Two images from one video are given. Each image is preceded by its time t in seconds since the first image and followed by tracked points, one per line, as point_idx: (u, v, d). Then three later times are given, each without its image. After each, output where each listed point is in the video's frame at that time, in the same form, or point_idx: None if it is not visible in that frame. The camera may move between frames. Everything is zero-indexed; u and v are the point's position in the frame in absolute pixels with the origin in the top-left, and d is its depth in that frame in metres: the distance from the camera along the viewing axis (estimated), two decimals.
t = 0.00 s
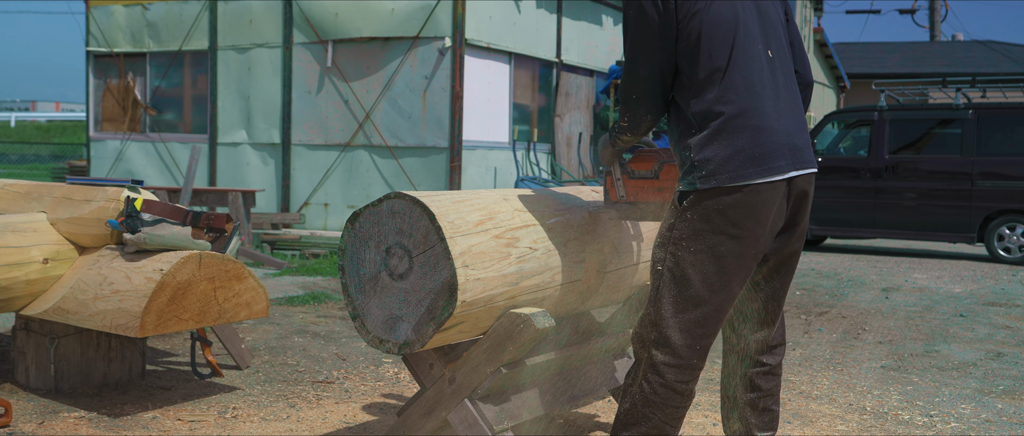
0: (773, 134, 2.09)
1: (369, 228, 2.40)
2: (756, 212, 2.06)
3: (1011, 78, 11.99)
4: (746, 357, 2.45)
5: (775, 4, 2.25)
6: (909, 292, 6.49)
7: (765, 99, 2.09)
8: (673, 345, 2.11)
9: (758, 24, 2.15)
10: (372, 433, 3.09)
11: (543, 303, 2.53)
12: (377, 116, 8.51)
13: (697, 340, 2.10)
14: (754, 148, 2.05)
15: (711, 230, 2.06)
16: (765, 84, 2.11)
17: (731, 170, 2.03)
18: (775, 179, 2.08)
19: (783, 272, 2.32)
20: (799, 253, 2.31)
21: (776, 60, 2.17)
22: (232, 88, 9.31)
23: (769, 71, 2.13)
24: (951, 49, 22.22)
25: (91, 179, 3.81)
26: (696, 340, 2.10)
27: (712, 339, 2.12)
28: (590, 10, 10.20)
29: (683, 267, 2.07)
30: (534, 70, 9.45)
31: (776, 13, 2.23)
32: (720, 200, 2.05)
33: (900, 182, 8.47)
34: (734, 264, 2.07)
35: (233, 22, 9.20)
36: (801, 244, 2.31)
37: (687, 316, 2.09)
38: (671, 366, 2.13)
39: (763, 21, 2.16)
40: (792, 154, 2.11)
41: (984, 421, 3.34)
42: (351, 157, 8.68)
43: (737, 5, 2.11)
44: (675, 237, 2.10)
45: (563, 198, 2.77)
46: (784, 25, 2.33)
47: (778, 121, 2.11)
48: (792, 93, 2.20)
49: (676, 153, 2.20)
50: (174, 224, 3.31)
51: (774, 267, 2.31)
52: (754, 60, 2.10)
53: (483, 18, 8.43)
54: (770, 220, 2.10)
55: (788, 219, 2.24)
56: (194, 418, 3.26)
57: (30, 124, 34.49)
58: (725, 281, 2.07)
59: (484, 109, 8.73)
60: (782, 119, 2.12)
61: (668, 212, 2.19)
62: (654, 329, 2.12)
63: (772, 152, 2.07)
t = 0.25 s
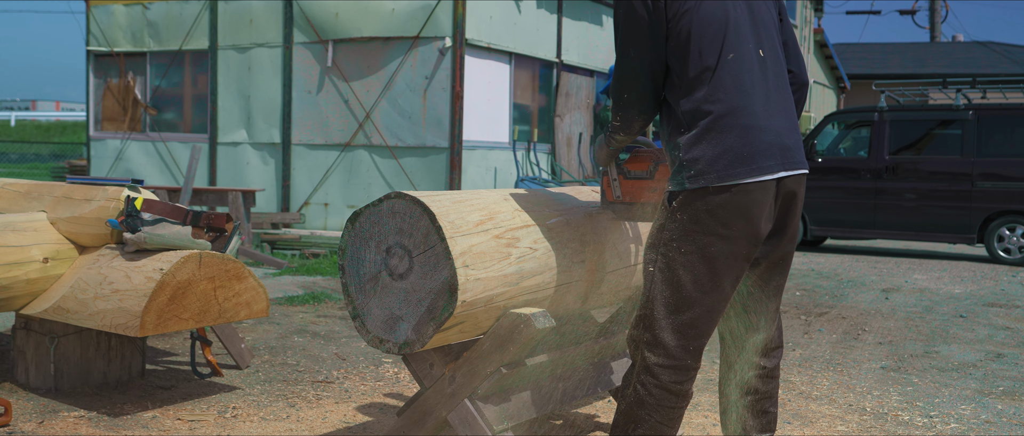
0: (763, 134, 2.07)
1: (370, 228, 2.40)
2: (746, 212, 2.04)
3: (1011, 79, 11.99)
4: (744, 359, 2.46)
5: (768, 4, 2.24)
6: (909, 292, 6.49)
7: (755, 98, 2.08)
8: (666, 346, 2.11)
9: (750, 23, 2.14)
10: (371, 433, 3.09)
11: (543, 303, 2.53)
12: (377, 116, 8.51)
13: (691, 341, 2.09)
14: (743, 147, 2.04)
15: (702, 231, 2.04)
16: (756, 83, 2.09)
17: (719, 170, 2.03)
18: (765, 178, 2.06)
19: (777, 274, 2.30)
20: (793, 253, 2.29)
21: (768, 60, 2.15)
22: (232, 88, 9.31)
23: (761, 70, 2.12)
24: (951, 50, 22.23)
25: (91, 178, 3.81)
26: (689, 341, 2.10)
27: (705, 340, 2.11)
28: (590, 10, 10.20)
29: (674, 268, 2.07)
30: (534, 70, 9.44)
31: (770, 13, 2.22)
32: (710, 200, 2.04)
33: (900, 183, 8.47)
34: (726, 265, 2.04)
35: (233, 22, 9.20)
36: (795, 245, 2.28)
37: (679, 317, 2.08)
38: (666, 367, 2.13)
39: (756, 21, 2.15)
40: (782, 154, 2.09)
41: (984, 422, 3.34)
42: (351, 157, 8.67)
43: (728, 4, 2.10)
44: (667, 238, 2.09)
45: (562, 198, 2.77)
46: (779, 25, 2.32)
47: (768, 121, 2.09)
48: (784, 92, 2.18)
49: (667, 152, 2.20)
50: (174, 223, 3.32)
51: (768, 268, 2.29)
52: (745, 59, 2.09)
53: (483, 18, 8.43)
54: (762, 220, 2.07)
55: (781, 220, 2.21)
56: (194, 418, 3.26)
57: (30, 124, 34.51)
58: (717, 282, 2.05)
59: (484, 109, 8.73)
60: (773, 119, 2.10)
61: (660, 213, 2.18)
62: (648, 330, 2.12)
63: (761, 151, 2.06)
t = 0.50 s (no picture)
0: (745, 133, 2.06)
1: (370, 228, 2.40)
2: (729, 213, 2.03)
3: (1011, 79, 11.99)
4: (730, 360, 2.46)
5: (758, 4, 2.23)
6: (909, 293, 6.49)
7: (738, 97, 2.07)
8: (656, 348, 2.11)
9: (737, 23, 2.13)
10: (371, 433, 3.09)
11: (543, 303, 2.53)
12: (377, 116, 8.51)
13: (680, 342, 2.11)
14: (723, 146, 2.04)
15: (686, 233, 2.04)
16: (740, 82, 2.08)
17: (701, 170, 2.02)
18: (747, 179, 2.04)
19: (762, 273, 2.28)
20: (780, 251, 2.27)
21: (754, 59, 2.14)
22: (232, 87, 9.31)
23: (746, 70, 2.11)
24: (951, 50, 22.23)
25: (92, 178, 3.82)
26: (678, 342, 2.11)
27: (694, 340, 2.12)
28: (590, 10, 10.21)
29: (660, 271, 2.06)
30: (534, 70, 9.44)
31: (759, 13, 2.21)
32: (692, 201, 2.03)
33: (901, 183, 8.47)
34: (710, 266, 2.05)
35: (233, 22, 9.20)
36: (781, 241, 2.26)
37: (666, 320, 2.08)
38: (657, 369, 2.13)
39: (743, 20, 2.14)
40: (765, 154, 2.08)
41: (984, 423, 3.34)
42: (351, 157, 8.67)
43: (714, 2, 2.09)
44: (652, 240, 2.09)
45: (562, 198, 2.76)
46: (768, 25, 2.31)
47: (751, 120, 2.08)
48: (770, 92, 2.16)
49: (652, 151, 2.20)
50: (174, 223, 3.31)
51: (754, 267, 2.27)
52: (729, 58, 2.08)
53: (483, 18, 8.43)
54: (746, 219, 2.06)
55: (767, 218, 2.20)
56: (194, 418, 3.26)
57: (30, 123, 34.51)
58: (701, 283, 2.05)
59: (484, 109, 8.73)
60: (757, 118, 2.09)
61: (646, 213, 2.18)
62: (636, 333, 2.13)
63: (743, 151, 2.04)
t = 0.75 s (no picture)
0: (733, 128, 2.06)
1: (370, 229, 2.40)
2: (720, 207, 2.02)
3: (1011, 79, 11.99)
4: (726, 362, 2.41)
5: (747, 4, 2.23)
6: (909, 293, 6.49)
7: (725, 93, 2.07)
8: (651, 345, 2.09)
9: (724, 20, 2.13)
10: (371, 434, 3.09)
11: (543, 303, 2.53)
12: (378, 117, 8.51)
13: (674, 338, 2.08)
14: (712, 141, 2.03)
15: (677, 228, 2.03)
16: (727, 78, 2.09)
17: (689, 164, 2.02)
18: (736, 172, 2.03)
19: (755, 270, 2.25)
20: (773, 248, 2.25)
21: (742, 56, 2.14)
22: (232, 88, 9.31)
23: (733, 66, 2.11)
24: (951, 50, 22.23)
25: (92, 179, 3.82)
26: (673, 338, 2.08)
27: (689, 337, 2.09)
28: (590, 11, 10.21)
29: (652, 266, 2.06)
30: (534, 70, 9.44)
31: (748, 12, 2.22)
32: (682, 196, 2.03)
33: (901, 183, 8.47)
34: (702, 261, 2.03)
35: (233, 22, 9.20)
36: (773, 239, 2.24)
37: (660, 316, 2.06)
38: (652, 366, 2.10)
39: (731, 18, 2.15)
40: (754, 148, 2.08)
41: (985, 423, 3.34)
42: (352, 157, 8.67)
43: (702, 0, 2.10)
44: (644, 237, 2.09)
45: (562, 199, 2.76)
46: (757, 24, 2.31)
47: (739, 116, 2.08)
48: (758, 89, 2.16)
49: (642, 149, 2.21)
50: (174, 223, 3.32)
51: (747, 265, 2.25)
52: (716, 55, 2.08)
53: (484, 18, 8.43)
54: (737, 214, 2.05)
55: (758, 215, 2.19)
56: (194, 418, 3.26)
57: (30, 123, 34.51)
58: (694, 278, 2.04)
59: (484, 109, 8.72)
60: (745, 114, 2.09)
61: (638, 212, 2.18)
62: (630, 331, 2.11)
63: (731, 145, 2.04)
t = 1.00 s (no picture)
0: (718, 122, 2.06)
1: (370, 229, 2.40)
2: (707, 199, 2.03)
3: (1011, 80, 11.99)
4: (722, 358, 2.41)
5: (732, 3, 2.24)
6: (909, 293, 6.49)
7: (710, 88, 2.08)
8: (644, 338, 2.09)
9: (709, 18, 2.14)
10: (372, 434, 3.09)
11: (543, 303, 2.53)
12: (378, 117, 8.51)
13: (667, 331, 2.08)
14: (696, 135, 2.04)
15: (665, 221, 2.04)
16: (711, 73, 2.09)
17: (675, 158, 2.03)
18: (721, 164, 2.04)
19: (747, 263, 2.25)
20: (764, 240, 2.25)
21: (727, 53, 2.15)
22: (232, 88, 9.31)
23: (718, 63, 2.12)
24: (951, 50, 22.23)
25: (93, 179, 3.82)
26: (666, 331, 2.08)
27: (682, 329, 2.09)
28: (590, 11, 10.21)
29: (641, 260, 2.06)
30: (534, 71, 9.44)
31: (733, 10, 2.23)
32: (669, 189, 2.04)
33: (901, 184, 8.47)
34: (692, 252, 2.04)
35: (233, 22, 9.21)
36: (763, 231, 2.24)
37: (652, 309, 2.07)
38: (648, 360, 2.10)
39: (716, 16, 2.16)
40: (739, 142, 2.08)
41: (985, 422, 3.34)
42: (352, 157, 8.67)
43: None
44: (633, 232, 2.09)
45: (561, 199, 2.76)
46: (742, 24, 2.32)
47: (724, 110, 2.08)
48: (743, 85, 2.17)
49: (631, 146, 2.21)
50: (175, 223, 3.32)
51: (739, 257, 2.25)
52: (700, 52, 2.09)
53: (483, 18, 8.43)
54: (724, 205, 2.06)
55: (747, 207, 2.19)
56: (195, 418, 3.26)
57: (30, 124, 34.51)
58: (684, 270, 2.04)
59: (484, 109, 8.72)
60: (730, 108, 2.10)
61: (628, 208, 2.19)
62: (624, 326, 2.11)
63: (716, 139, 2.05)
